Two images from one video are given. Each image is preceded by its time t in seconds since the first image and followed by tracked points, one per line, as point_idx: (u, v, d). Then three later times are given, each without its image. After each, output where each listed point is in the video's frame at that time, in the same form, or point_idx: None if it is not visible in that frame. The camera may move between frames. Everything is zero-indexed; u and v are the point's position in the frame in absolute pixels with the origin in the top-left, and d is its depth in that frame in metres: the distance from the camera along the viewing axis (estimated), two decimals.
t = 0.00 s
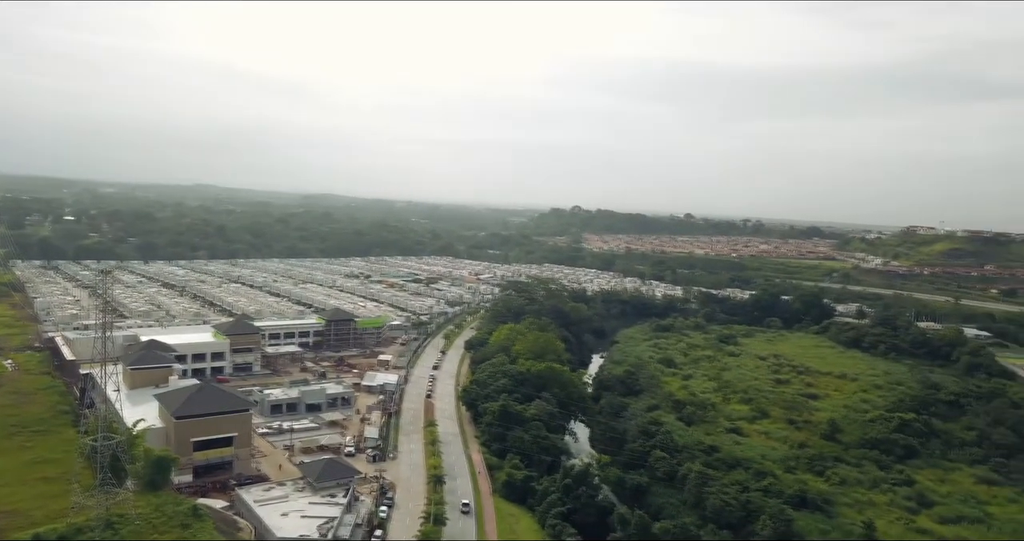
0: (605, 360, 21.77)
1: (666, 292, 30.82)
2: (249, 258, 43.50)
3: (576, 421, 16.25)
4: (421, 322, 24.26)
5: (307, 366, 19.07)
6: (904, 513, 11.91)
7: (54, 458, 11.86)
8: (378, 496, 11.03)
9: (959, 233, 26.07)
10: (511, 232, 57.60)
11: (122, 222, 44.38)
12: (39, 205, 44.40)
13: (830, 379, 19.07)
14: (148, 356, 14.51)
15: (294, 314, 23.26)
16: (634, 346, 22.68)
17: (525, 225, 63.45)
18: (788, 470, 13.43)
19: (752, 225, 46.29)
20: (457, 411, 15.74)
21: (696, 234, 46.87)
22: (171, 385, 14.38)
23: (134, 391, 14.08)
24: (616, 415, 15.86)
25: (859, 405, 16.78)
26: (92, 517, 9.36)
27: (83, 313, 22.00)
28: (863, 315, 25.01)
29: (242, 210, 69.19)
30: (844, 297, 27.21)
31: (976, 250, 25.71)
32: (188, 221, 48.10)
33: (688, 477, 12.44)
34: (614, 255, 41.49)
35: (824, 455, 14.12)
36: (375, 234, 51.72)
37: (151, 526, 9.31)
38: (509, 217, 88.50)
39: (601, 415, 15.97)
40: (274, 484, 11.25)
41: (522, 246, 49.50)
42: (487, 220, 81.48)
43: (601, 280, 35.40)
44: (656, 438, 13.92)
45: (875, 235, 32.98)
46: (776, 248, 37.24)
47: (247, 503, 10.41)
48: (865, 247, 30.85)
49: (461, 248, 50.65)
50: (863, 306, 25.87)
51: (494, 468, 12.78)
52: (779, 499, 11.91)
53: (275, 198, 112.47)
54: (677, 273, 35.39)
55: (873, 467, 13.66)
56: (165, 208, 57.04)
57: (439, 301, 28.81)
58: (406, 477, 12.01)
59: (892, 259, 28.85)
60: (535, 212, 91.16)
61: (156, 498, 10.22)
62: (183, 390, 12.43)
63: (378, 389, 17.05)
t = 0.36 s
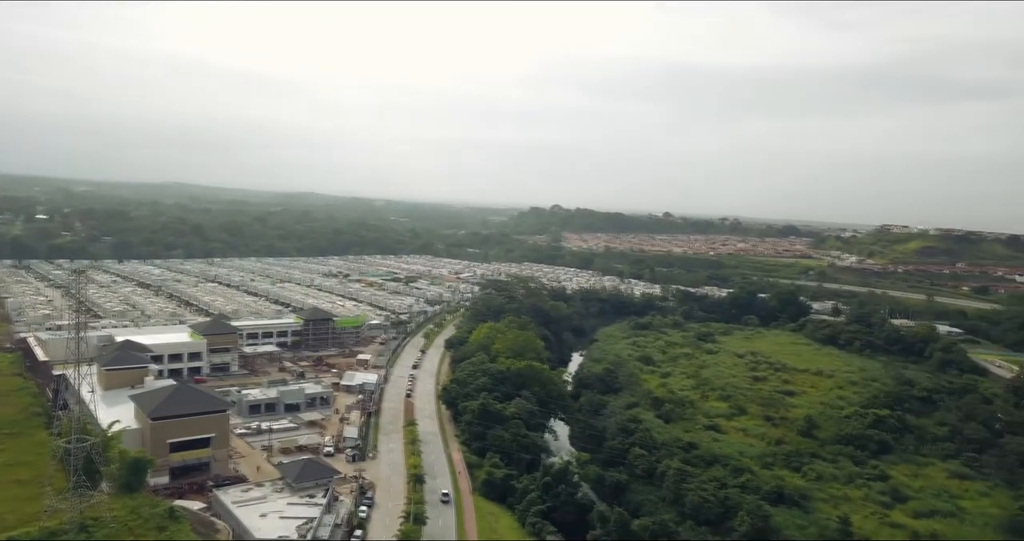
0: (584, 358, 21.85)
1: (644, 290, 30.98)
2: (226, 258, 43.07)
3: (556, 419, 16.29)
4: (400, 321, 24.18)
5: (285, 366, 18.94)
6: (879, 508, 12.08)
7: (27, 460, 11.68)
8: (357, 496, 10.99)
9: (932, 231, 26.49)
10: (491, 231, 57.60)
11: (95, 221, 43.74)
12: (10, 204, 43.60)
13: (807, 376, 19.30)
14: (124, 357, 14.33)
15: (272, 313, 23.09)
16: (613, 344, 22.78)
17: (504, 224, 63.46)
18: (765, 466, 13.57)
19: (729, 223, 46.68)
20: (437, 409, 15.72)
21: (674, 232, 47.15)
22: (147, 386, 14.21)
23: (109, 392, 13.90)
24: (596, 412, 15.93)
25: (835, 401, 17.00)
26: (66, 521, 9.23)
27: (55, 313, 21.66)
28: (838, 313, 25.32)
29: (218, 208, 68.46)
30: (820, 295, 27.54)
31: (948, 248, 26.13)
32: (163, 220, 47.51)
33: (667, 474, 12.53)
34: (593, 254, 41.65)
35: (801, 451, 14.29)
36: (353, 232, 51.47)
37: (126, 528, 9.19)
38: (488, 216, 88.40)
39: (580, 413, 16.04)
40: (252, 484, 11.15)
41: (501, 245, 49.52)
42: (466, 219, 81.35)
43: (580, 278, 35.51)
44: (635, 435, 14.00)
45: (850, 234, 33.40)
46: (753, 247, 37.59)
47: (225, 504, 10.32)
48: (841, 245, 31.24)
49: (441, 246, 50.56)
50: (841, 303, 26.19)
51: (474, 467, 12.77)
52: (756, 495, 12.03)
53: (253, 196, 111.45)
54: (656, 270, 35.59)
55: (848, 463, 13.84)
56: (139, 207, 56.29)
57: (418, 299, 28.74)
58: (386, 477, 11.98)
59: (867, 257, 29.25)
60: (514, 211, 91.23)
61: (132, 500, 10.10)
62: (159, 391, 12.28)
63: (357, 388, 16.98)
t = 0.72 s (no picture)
0: (565, 357, 21.91)
1: (625, 289, 31.12)
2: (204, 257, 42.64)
3: (537, 418, 16.32)
4: (381, 320, 24.10)
5: (264, 366, 18.80)
6: (856, 503, 12.24)
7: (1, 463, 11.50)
8: (338, 497, 10.93)
9: (907, 230, 26.89)
10: (472, 229, 57.56)
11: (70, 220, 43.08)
12: None
13: (785, 373, 19.49)
14: (99, 358, 14.15)
15: (251, 313, 22.90)
16: (594, 342, 22.86)
17: (485, 223, 63.45)
18: (745, 463, 13.70)
19: (708, 221, 47.01)
20: (418, 409, 15.69)
21: (654, 231, 47.40)
22: (124, 387, 14.04)
23: (85, 393, 13.72)
24: (576, 411, 15.98)
25: (812, 398, 17.19)
26: (41, 524, 9.11)
27: (29, 314, 21.32)
28: (815, 310, 25.60)
29: (196, 207, 67.71)
30: (798, 293, 27.83)
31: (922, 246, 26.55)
32: (140, 219, 46.92)
33: (647, 471, 12.60)
34: (574, 252, 41.77)
35: (779, 448, 14.43)
36: (333, 231, 51.18)
37: (103, 531, 9.08)
38: (469, 214, 88.28)
39: (561, 411, 16.09)
40: (231, 485, 11.06)
41: (482, 243, 49.48)
42: (447, 218, 81.18)
43: (561, 277, 35.61)
44: (615, 433, 14.06)
45: (827, 232, 33.78)
46: (732, 245, 37.90)
47: (203, 505, 10.23)
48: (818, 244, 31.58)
49: (421, 245, 50.43)
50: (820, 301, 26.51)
51: (455, 466, 12.77)
52: (736, 492, 12.14)
53: (231, 195, 110.44)
54: (636, 269, 35.76)
55: (826, 459, 14.00)
56: (115, 205, 55.55)
57: (399, 298, 28.64)
58: (367, 477, 11.94)
59: (843, 255, 29.62)
60: (495, 210, 91.25)
61: (108, 503, 9.98)
62: (136, 391, 12.13)
63: (337, 388, 16.89)
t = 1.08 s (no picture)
0: (545, 355, 21.97)
1: (604, 287, 31.26)
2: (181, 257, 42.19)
3: (517, 416, 16.34)
4: (361, 320, 23.99)
5: (242, 365, 18.65)
6: (832, 498, 12.39)
7: None
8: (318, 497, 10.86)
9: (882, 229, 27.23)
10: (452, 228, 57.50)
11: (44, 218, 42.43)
12: None
13: (763, 370, 19.67)
14: (74, 358, 13.97)
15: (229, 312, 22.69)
16: (574, 340, 22.93)
17: (465, 221, 63.41)
18: (723, 459, 13.81)
19: (687, 220, 47.36)
20: (398, 408, 15.64)
21: (634, 230, 47.65)
22: (99, 388, 13.86)
23: (59, 395, 13.54)
24: (557, 409, 16.02)
25: (789, 395, 17.38)
26: (15, 528, 9.00)
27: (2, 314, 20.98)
28: (792, 308, 25.88)
29: (173, 206, 66.97)
30: (775, 291, 28.12)
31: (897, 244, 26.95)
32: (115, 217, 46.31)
33: (627, 469, 12.67)
34: (554, 251, 41.89)
35: (757, 444, 14.56)
36: (312, 230, 50.86)
37: (78, 534, 8.97)
38: (449, 213, 88.17)
39: (542, 409, 16.12)
40: (210, 486, 10.96)
41: (462, 242, 49.47)
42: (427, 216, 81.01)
43: (541, 275, 35.69)
44: (595, 431, 14.10)
45: (804, 231, 34.15)
46: (710, 243, 38.23)
47: (181, 507, 10.12)
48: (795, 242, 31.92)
49: (401, 244, 50.29)
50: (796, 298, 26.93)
51: (435, 465, 12.74)
52: (715, 488, 12.24)
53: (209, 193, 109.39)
54: (616, 267, 35.94)
55: (803, 455, 14.15)
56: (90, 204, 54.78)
57: (378, 298, 28.54)
58: (347, 477, 11.88)
59: (820, 254, 29.97)
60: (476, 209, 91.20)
61: (83, 506, 9.86)
62: (112, 393, 11.97)
63: (317, 388, 16.79)
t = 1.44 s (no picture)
0: (525, 353, 22.00)
1: (584, 286, 31.36)
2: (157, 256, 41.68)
3: (497, 414, 16.35)
4: (340, 319, 23.87)
5: (220, 366, 18.48)
6: (809, 494, 12.54)
7: None
8: (297, 498, 10.80)
9: (858, 228, 27.55)
10: (431, 227, 57.36)
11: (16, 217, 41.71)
12: None
13: (741, 367, 19.84)
14: (48, 359, 13.77)
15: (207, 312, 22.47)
16: (554, 339, 22.99)
17: (445, 220, 63.28)
18: (702, 456, 13.92)
19: (666, 219, 47.63)
20: (378, 407, 15.59)
21: (613, 228, 47.85)
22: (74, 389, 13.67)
23: (33, 396, 13.34)
24: (537, 407, 16.05)
25: (767, 391, 17.54)
26: None
27: None
28: (770, 306, 26.13)
29: (149, 204, 66.10)
30: (753, 289, 28.37)
31: (871, 243, 27.31)
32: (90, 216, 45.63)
33: (607, 466, 12.73)
34: (534, 249, 41.95)
35: (735, 441, 14.69)
36: (291, 229, 50.48)
37: (52, 537, 8.84)
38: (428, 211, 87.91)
39: (522, 407, 16.15)
40: (187, 487, 10.85)
41: (442, 241, 49.36)
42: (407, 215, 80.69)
43: (521, 273, 35.71)
44: (575, 429, 14.16)
45: (781, 229, 34.48)
46: (689, 242, 38.48)
47: (158, 509, 10.01)
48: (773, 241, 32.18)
49: (381, 243, 50.08)
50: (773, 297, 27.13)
51: (416, 464, 12.72)
52: (694, 485, 12.34)
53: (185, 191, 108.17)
54: (596, 265, 36.05)
55: (780, 451, 14.30)
56: (64, 202, 53.91)
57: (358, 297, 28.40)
58: (327, 476, 11.83)
59: (796, 252, 30.30)
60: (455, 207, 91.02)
61: (58, 508, 9.72)
62: (86, 394, 11.81)
63: (296, 388, 16.69)
